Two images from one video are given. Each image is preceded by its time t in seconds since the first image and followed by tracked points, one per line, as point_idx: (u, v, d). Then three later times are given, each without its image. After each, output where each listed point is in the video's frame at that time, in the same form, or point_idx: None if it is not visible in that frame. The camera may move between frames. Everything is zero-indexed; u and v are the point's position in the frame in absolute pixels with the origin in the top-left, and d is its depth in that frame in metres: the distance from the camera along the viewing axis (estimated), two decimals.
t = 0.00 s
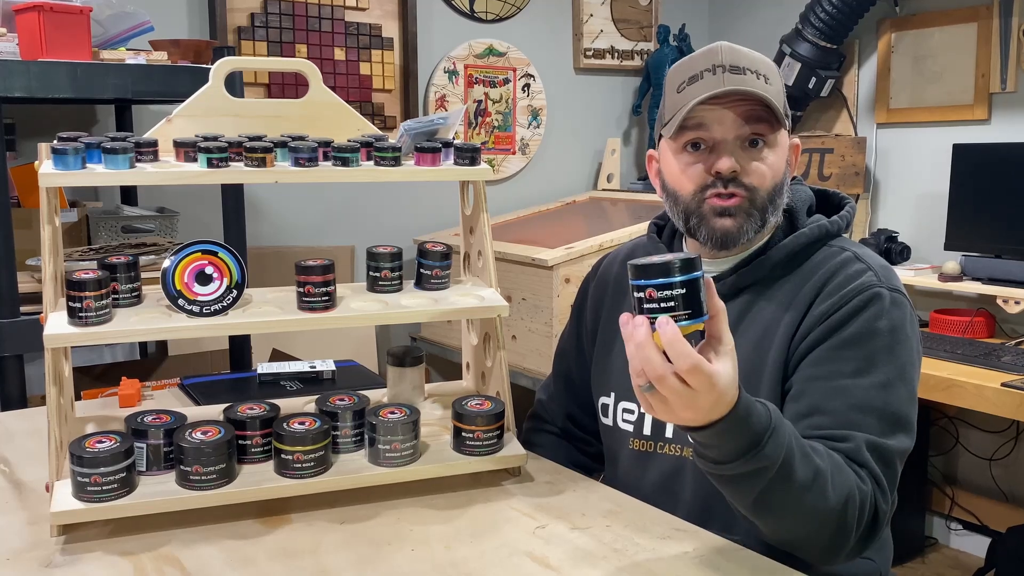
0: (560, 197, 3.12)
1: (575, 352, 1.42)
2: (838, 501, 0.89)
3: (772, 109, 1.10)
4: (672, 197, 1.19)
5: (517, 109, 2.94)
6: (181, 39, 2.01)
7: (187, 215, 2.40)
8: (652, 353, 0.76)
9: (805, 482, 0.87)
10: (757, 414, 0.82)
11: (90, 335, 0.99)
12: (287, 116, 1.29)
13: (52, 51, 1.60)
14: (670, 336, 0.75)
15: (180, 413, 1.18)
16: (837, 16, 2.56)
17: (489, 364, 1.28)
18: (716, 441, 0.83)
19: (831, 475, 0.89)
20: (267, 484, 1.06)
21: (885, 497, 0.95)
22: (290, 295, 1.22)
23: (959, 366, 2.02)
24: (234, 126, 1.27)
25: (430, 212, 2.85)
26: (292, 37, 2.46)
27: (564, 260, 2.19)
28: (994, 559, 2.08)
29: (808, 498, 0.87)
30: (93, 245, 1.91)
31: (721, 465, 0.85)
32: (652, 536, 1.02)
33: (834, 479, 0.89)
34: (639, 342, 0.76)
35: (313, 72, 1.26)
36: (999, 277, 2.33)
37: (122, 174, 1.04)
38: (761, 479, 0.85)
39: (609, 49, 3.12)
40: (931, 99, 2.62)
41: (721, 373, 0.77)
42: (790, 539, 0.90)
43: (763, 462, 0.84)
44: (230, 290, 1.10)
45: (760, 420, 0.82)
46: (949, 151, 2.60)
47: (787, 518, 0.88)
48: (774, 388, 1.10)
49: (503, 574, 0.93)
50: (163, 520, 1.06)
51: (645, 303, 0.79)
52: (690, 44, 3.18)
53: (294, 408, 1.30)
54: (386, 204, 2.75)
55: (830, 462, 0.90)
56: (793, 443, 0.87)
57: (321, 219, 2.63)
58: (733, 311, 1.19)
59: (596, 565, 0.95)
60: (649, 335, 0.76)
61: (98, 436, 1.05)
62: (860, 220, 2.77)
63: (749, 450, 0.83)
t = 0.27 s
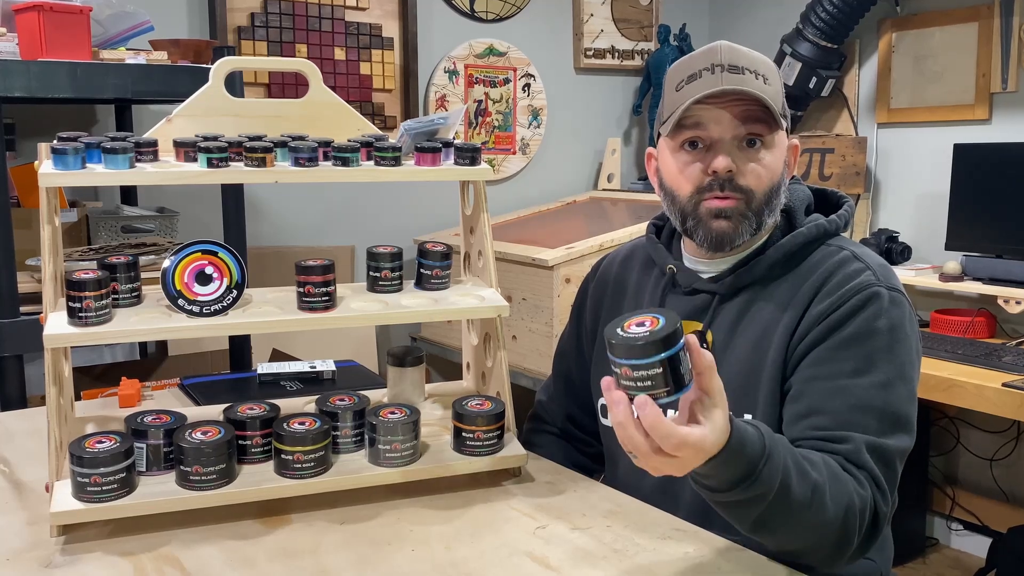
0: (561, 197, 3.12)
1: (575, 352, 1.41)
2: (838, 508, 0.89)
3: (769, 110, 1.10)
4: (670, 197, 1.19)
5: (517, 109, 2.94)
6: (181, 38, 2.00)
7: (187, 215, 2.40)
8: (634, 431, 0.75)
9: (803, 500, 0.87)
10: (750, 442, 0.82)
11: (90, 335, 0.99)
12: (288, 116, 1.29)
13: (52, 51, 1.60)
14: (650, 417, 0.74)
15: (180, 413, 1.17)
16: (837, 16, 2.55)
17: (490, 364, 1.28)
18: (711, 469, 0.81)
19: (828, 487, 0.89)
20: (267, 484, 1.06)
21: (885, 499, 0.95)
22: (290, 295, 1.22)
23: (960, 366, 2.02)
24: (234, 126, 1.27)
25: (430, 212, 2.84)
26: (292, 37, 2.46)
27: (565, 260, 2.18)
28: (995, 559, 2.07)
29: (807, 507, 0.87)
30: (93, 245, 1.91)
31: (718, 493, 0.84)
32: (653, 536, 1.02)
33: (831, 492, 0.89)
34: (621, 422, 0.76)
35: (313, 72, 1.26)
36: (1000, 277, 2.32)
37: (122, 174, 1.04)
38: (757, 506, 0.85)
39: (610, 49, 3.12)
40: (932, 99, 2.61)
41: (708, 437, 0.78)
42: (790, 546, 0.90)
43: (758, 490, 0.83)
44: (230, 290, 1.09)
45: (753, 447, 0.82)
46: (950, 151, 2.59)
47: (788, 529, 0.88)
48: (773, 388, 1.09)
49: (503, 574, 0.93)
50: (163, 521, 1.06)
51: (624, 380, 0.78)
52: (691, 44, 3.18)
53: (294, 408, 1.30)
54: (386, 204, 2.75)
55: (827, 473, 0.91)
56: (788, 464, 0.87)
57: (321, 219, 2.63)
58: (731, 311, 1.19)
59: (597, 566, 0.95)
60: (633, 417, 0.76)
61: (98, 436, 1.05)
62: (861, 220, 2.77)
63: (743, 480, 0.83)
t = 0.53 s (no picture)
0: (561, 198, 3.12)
1: (575, 353, 1.41)
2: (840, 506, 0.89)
3: (768, 110, 1.10)
4: (668, 196, 1.19)
5: (517, 109, 2.94)
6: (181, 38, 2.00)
7: (187, 215, 2.40)
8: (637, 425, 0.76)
9: (805, 495, 0.86)
10: (755, 436, 0.82)
11: (89, 336, 0.98)
12: (288, 116, 1.29)
13: (52, 50, 1.60)
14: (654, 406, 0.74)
15: (180, 413, 1.17)
16: (838, 16, 2.55)
17: (490, 364, 1.28)
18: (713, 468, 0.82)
19: (831, 484, 0.89)
20: (267, 484, 1.05)
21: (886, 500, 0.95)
22: (290, 295, 1.21)
23: (961, 366, 2.02)
24: (234, 126, 1.26)
25: (430, 212, 2.84)
26: (292, 37, 2.46)
27: (565, 260, 2.18)
28: (996, 560, 2.07)
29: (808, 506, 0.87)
30: (93, 245, 1.91)
31: (720, 488, 0.84)
32: (653, 537, 1.02)
33: (834, 490, 0.89)
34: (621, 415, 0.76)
35: (313, 72, 1.26)
36: (1001, 277, 2.32)
37: (122, 174, 1.04)
38: (759, 502, 0.85)
39: (610, 49, 3.12)
40: (933, 98, 2.61)
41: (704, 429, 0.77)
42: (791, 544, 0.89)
43: (762, 485, 0.83)
44: (230, 290, 1.09)
45: (756, 443, 0.82)
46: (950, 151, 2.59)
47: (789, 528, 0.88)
48: (773, 389, 1.09)
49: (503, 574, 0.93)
50: (163, 521, 1.06)
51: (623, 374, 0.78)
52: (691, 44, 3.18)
53: (294, 408, 1.30)
54: (386, 204, 2.75)
55: (829, 471, 0.90)
56: (791, 461, 0.86)
57: (321, 219, 2.63)
58: (731, 312, 1.18)
59: (597, 566, 0.95)
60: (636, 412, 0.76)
61: (97, 436, 1.05)
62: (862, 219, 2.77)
63: (746, 475, 0.83)
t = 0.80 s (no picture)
0: (561, 197, 3.12)
1: (575, 353, 1.41)
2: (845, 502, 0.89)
3: (767, 109, 1.10)
4: (667, 196, 1.19)
5: (518, 109, 2.94)
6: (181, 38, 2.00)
7: (187, 215, 2.40)
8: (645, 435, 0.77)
9: (810, 491, 0.86)
10: (762, 432, 0.82)
11: (89, 336, 0.98)
12: (288, 115, 1.29)
13: (51, 50, 1.60)
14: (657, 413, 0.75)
15: (180, 413, 1.17)
16: (838, 15, 2.55)
17: (490, 364, 1.28)
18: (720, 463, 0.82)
19: (836, 481, 0.89)
20: (267, 484, 1.05)
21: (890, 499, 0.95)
22: (290, 296, 1.21)
23: (961, 366, 2.01)
24: (234, 126, 1.26)
25: (430, 212, 2.84)
26: (292, 37, 2.46)
27: (565, 260, 2.18)
28: (996, 560, 2.07)
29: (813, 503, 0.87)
30: (93, 246, 1.91)
31: (727, 481, 0.84)
32: (653, 537, 1.02)
33: (840, 485, 0.89)
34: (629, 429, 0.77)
35: (313, 72, 1.26)
36: (1001, 277, 2.32)
37: (122, 174, 1.04)
38: (766, 496, 0.84)
39: (611, 48, 3.12)
40: (934, 98, 2.61)
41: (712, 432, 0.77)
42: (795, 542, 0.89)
43: (769, 478, 0.83)
44: (230, 290, 1.09)
45: (764, 437, 0.82)
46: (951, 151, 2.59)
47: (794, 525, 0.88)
48: (774, 389, 1.09)
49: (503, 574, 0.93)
50: (163, 522, 1.06)
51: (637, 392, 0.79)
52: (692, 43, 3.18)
53: (294, 408, 1.30)
54: (386, 204, 2.74)
55: (836, 467, 0.90)
56: (798, 455, 0.86)
57: (322, 219, 2.63)
58: (731, 312, 1.18)
59: (597, 567, 0.95)
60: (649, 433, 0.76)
61: (97, 436, 1.05)
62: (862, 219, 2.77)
63: (753, 470, 0.82)
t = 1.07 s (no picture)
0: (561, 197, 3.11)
1: (575, 354, 1.41)
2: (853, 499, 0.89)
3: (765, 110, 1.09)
4: (665, 196, 1.19)
5: (518, 108, 2.94)
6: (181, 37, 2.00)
7: (187, 215, 2.40)
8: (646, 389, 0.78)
9: (816, 491, 0.86)
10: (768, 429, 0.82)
11: (89, 336, 0.98)
12: (288, 115, 1.29)
13: (51, 50, 1.60)
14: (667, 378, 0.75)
15: (180, 414, 1.17)
16: (839, 15, 2.55)
17: (490, 364, 1.28)
18: (727, 458, 0.82)
19: (840, 481, 0.89)
20: (267, 485, 1.05)
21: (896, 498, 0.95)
22: (290, 296, 1.21)
23: (962, 367, 2.01)
24: (234, 126, 1.26)
25: (430, 212, 2.84)
26: (292, 36, 2.46)
27: (566, 260, 2.18)
28: (997, 561, 2.07)
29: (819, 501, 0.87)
30: (93, 246, 1.91)
31: (733, 478, 0.84)
32: (654, 537, 1.02)
33: (846, 487, 0.89)
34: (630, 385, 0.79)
35: (313, 71, 1.26)
36: (1002, 278, 2.32)
37: (122, 174, 1.03)
38: (773, 494, 0.85)
39: (611, 48, 3.12)
40: (935, 98, 2.61)
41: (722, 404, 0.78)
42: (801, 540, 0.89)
43: (774, 475, 0.83)
44: (230, 290, 1.09)
45: (770, 434, 0.82)
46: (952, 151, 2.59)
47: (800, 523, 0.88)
48: (777, 389, 1.09)
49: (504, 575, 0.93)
50: (163, 522, 1.06)
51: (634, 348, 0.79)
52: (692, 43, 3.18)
53: (294, 408, 1.30)
54: (386, 204, 2.74)
55: (841, 467, 0.90)
56: (803, 454, 0.86)
57: (322, 219, 2.63)
58: (733, 311, 1.18)
59: (598, 567, 0.94)
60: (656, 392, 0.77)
61: (97, 436, 1.04)
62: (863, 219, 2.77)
63: (759, 465, 0.83)
